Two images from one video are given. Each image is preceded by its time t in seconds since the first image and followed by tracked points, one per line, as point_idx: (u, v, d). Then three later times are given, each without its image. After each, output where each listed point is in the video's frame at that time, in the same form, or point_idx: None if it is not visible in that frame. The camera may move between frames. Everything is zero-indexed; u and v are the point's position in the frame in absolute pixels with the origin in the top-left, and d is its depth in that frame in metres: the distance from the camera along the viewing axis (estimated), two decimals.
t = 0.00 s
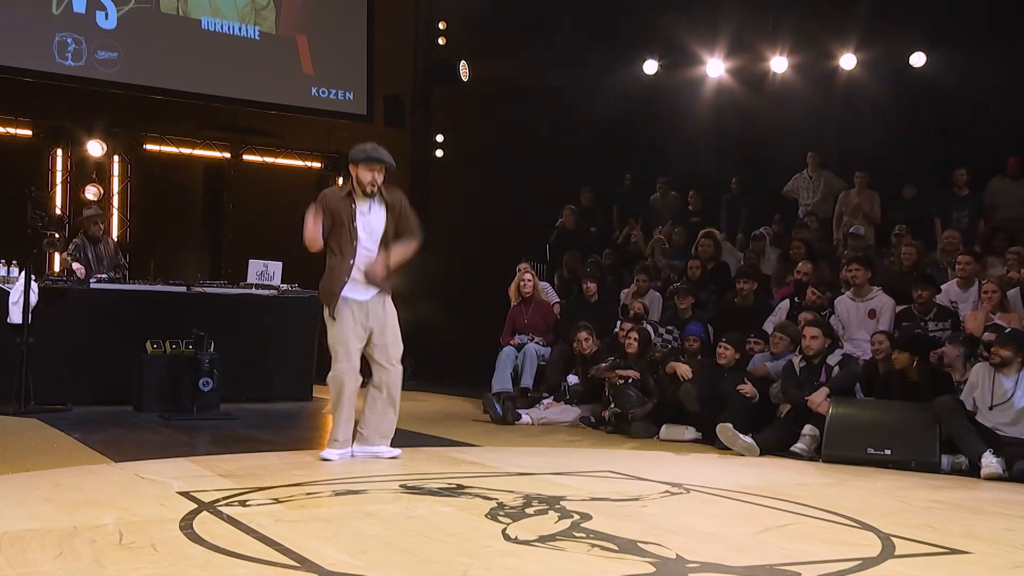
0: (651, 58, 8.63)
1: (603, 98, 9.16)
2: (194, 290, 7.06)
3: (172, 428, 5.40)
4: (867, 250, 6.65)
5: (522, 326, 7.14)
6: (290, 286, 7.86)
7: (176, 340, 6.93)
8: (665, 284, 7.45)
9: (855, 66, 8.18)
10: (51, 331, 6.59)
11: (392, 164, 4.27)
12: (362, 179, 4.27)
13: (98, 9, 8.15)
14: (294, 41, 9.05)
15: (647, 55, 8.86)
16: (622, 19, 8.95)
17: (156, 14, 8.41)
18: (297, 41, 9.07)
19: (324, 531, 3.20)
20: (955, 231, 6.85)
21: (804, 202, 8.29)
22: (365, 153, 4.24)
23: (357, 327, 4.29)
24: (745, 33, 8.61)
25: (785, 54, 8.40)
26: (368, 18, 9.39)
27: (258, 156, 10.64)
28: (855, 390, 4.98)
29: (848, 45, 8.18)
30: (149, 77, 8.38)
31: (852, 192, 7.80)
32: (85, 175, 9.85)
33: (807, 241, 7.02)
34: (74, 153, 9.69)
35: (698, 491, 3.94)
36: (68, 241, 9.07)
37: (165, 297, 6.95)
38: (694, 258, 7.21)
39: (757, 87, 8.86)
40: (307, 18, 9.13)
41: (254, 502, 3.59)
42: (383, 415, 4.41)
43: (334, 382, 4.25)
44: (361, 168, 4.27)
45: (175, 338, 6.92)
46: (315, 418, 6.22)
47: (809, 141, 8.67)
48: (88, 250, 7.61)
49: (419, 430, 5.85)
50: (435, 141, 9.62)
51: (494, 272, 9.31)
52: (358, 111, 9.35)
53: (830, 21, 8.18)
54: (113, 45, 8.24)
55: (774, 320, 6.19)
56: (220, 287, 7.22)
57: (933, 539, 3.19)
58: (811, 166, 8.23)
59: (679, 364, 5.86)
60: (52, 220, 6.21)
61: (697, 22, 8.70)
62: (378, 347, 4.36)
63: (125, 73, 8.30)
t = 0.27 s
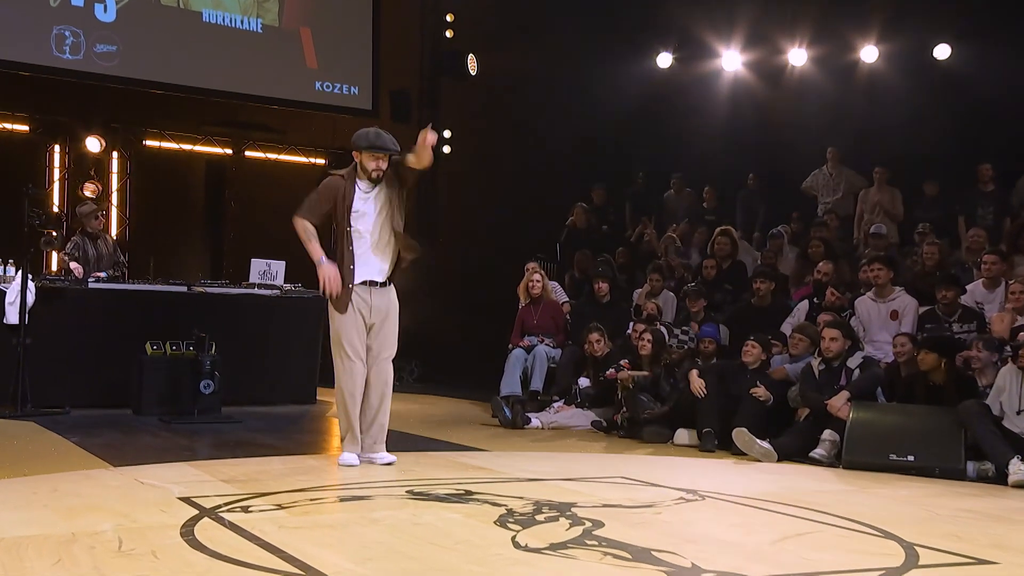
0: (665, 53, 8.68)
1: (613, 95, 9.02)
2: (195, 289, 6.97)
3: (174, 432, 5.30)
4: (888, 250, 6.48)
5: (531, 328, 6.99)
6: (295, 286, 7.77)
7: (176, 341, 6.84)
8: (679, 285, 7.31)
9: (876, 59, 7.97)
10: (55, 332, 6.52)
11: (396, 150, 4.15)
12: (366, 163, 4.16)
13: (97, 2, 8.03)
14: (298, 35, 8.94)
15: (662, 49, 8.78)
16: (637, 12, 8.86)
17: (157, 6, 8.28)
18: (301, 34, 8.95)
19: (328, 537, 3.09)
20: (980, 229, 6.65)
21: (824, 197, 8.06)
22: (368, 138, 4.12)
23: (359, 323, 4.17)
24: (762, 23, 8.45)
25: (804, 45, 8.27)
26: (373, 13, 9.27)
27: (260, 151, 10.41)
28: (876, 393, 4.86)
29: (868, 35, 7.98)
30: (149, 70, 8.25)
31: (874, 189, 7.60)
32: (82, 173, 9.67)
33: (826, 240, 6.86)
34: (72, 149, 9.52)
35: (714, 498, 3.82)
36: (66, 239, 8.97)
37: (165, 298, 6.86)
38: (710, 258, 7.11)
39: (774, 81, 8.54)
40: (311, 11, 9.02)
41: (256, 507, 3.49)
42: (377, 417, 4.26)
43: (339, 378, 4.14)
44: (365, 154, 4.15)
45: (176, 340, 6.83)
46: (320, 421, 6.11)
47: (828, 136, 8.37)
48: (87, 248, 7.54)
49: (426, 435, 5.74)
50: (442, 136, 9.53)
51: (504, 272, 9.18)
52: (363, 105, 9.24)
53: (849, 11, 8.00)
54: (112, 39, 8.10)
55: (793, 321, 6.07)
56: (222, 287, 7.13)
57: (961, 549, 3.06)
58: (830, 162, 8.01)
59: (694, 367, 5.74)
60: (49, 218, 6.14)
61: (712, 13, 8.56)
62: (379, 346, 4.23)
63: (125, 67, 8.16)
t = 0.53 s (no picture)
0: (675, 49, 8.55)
1: (622, 95, 8.87)
2: (195, 294, 6.90)
3: (174, 441, 5.21)
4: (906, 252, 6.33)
5: (538, 332, 6.92)
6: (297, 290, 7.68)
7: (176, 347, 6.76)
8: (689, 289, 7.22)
9: (893, 55, 7.77)
10: (56, 338, 6.44)
11: (406, 153, 4.07)
12: (377, 169, 4.07)
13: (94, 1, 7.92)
14: (299, 33, 8.83)
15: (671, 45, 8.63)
16: (643, 8, 8.67)
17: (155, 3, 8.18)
18: (302, 32, 8.84)
19: (331, 548, 3.00)
20: (999, 230, 6.49)
21: (837, 200, 7.77)
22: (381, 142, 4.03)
23: (357, 330, 4.08)
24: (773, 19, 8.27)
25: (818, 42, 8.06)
26: (376, 13, 9.16)
27: (258, 154, 10.19)
28: (894, 399, 4.75)
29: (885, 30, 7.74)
30: (146, 71, 8.14)
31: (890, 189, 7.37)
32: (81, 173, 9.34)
33: (840, 241, 6.72)
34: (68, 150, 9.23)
35: (727, 507, 3.71)
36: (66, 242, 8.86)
37: (166, 302, 6.79)
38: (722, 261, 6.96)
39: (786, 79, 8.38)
40: (314, 9, 8.91)
41: (258, 518, 3.39)
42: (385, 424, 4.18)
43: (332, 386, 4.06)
44: (375, 157, 4.07)
45: (174, 345, 6.75)
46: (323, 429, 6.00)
47: (843, 136, 8.10)
48: (83, 251, 7.49)
49: (432, 442, 5.64)
50: (447, 136, 9.44)
51: (512, 276, 9.08)
52: (366, 105, 9.12)
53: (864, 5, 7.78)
54: (109, 38, 8.00)
55: (807, 326, 5.98)
56: (222, 291, 7.05)
57: (986, 560, 2.95)
58: (847, 163, 7.68)
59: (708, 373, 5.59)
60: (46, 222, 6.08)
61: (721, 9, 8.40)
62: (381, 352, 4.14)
63: (122, 67, 8.06)
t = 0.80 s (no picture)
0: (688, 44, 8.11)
1: (631, 88, 8.55)
2: (194, 297, 6.79)
3: (175, 449, 5.12)
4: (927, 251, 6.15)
5: (550, 334, 6.80)
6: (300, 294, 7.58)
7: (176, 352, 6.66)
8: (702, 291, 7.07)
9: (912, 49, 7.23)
10: (59, 344, 6.35)
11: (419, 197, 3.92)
12: (390, 216, 3.88)
13: None
14: (300, 29, 8.71)
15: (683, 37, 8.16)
16: (652, 2, 8.32)
17: None
18: (303, 28, 8.73)
19: (333, 559, 2.90)
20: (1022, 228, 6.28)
21: (857, 199, 7.30)
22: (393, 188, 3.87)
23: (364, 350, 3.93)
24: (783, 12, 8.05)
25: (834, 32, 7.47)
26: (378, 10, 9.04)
27: (260, 153, 9.98)
28: (916, 404, 4.63)
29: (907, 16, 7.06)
30: (143, 69, 8.04)
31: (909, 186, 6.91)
32: (77, 174, 9.06)
33: (859, 241, 6.55)
34: (63, 150, 8.98)
35: (743, 516, 3.59)
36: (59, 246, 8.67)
37: (166, 306, 6.69)
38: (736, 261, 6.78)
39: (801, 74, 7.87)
40: (315, 6, 8.80)
41: (260, 528, 3.30)
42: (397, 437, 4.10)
43: (340, 410, 3.94)
44: (386, 204, 3.88)
45: (174, 351, 6.65)
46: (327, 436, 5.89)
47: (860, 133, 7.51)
48: (79, 254, 7.43)
49: (438, 449, 5.53)
50: (452, 136, 9.55)
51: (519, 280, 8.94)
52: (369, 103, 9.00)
53: None
54: (106, 36, 7.90)
55: (826, 329, 5.84)
56: (223, 295, 6.95)
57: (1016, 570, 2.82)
58: (866, 160, 7.22)
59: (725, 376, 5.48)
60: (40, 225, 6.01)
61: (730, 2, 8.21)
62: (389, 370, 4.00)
63: (119, 65, 7.96)
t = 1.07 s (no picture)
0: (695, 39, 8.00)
1: (640, 86, 8.37)
2: (192, 299, 6.73)
3: (175, 455, 5.05)
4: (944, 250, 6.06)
5: (556, 337, 6.69)
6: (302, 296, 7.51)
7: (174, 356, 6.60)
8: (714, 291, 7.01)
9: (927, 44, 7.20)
10: (58, 347, 6.30)
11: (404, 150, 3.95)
12: (377, 170, 3.93)
13: None
14: (301, 24, 8.66)
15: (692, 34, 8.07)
16: None
17: None
18: (304, 24, 8.67)
19: (335, 568, 2.81)
20: None
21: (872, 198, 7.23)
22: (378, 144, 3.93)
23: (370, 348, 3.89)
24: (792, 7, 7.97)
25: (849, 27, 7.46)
26: (381, 8, 9.00)
27: (260, 152, 9.95)
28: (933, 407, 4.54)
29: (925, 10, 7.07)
30: (139, 67, 7.99)
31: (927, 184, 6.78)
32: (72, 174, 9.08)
33: (873, 240, 6.46)
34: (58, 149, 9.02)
35: (755, 523, 3.49)
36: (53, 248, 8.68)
37: (165, 309, 6.62)
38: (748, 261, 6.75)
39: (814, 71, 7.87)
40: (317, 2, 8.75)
41: (261, 536, 3.21)
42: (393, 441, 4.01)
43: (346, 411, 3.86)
44: (374, 161, 3.94)
45: (173, 354, 6.59)
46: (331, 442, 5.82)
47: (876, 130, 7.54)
48: (76, 255, 7.36)
49: (444, 455, 5.45)
50: (458, 133, 9.23)
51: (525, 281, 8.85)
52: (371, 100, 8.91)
53: None
54: (102, 32, 7.86)
55: (840, 330, 5.75)
56: (222, 297, 6.88)
57: None
58: (881, 159, 7.16)
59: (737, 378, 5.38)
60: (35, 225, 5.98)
61: None
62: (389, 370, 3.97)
63: (115, 62, 7.92)
